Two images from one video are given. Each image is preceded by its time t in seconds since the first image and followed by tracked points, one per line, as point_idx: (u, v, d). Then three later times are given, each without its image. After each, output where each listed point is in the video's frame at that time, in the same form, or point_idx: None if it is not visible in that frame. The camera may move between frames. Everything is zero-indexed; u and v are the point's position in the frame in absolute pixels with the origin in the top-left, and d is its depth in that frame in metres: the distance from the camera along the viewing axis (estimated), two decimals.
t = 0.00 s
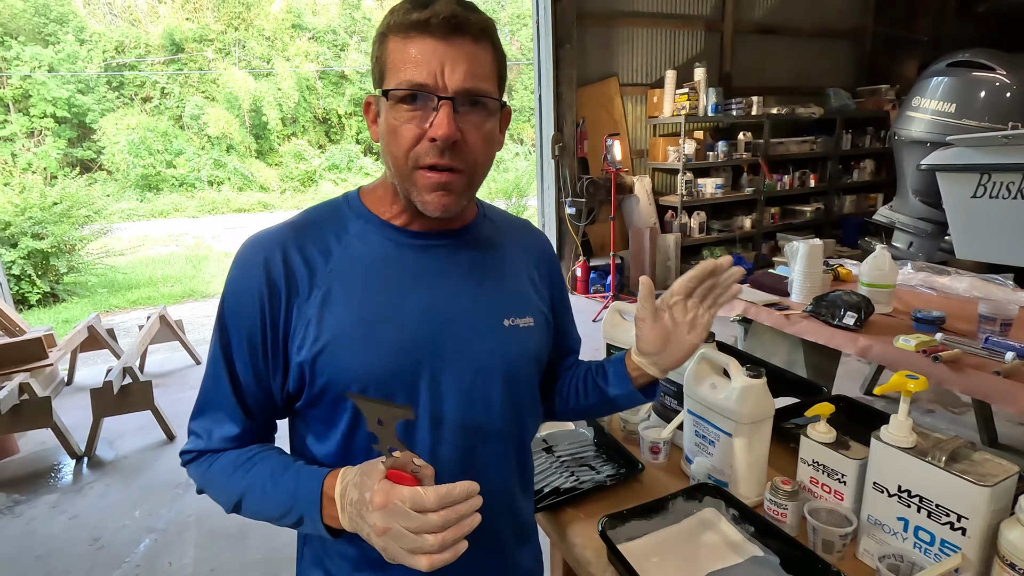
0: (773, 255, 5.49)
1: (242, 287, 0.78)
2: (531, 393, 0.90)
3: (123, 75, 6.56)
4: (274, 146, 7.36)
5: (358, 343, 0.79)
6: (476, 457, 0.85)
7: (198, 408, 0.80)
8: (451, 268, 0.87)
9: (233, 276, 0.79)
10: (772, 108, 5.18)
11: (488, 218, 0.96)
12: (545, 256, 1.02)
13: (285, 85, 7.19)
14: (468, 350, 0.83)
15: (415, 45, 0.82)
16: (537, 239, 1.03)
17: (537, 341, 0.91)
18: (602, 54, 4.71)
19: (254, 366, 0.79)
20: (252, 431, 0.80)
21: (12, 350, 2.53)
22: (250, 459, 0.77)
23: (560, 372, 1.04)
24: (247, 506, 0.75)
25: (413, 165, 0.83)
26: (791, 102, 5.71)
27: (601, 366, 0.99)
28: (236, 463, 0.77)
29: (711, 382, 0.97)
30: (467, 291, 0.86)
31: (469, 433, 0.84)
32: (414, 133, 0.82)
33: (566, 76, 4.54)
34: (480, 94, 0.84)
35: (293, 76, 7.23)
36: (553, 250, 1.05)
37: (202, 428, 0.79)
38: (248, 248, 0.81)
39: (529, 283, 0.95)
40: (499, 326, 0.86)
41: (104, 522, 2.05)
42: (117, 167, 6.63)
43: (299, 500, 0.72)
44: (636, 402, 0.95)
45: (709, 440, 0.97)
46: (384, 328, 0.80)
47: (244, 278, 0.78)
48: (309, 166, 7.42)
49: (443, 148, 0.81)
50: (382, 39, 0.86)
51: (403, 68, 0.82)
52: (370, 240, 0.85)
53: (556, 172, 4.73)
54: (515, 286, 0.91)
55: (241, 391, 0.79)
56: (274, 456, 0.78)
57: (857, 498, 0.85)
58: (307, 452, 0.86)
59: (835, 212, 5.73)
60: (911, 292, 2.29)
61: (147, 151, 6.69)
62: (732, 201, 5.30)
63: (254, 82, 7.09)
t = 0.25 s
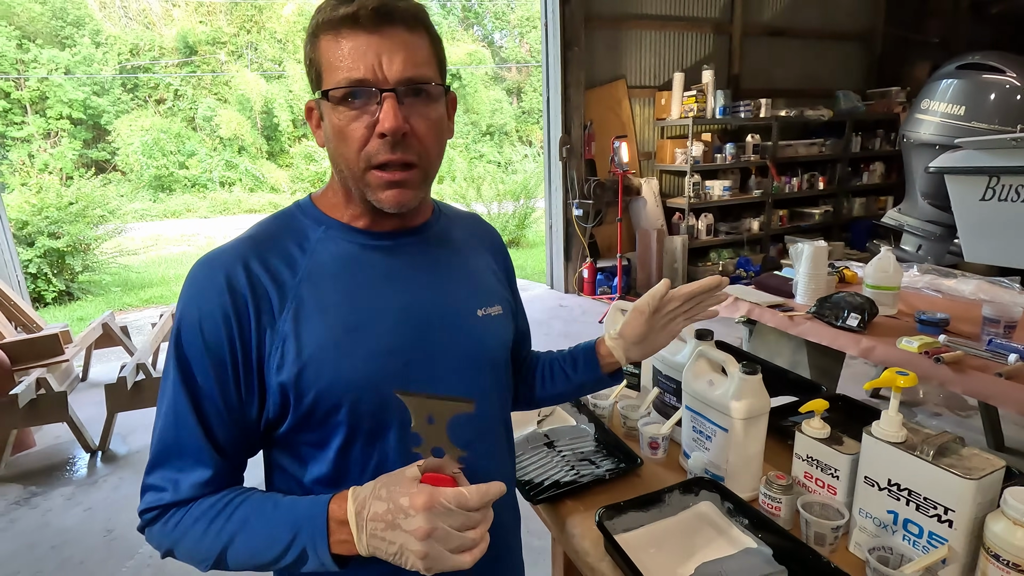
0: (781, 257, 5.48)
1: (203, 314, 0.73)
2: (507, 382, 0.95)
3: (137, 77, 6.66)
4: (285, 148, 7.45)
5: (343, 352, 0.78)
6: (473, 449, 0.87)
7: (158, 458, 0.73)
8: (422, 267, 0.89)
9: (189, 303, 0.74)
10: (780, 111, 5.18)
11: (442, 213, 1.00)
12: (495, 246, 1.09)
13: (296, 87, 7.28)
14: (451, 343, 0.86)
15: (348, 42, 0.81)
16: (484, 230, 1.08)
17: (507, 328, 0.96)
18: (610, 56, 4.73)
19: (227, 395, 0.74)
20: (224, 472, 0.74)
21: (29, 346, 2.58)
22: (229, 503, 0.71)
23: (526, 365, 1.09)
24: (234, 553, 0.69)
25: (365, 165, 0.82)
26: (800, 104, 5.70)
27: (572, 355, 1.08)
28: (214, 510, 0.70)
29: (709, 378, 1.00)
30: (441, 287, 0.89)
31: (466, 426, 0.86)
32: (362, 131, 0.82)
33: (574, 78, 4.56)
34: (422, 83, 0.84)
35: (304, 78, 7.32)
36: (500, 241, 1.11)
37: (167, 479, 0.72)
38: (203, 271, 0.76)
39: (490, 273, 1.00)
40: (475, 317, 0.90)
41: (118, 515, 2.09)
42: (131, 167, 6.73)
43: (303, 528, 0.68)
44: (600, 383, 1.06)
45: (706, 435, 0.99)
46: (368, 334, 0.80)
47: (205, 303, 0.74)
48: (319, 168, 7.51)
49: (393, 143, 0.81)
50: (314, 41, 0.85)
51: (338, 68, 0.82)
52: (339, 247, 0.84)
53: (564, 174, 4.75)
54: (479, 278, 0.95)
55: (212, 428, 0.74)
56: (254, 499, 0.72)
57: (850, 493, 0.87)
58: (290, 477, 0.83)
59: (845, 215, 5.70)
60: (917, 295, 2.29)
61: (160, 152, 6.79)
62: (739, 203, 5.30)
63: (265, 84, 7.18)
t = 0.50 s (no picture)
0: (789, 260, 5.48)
1: (156, 333, 0.72)
2: (465, 383, 1.00)
3: (151, 79, 6.77)
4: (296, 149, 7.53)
5: (311, 365, 0.81)
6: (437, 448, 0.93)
7: (108, 487, 0.70)
8: (385, 273, 0.92)
9: (141, 323, 0.72)
10: (788, 113, 5.19)
11: (399, 217, 1.03)
12: (453, 247, 1.13)
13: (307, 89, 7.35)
14: (416, 348, 0.91)
15: (305, 44, 0.81)
16: (439, 231, 1.11)
17: (466, 330, 1.01)
18: (617, 59, 4.76)
19: (188, 415, 0.74)
20: (187, 494, 0.73)
21: (45, 342, 2.65)
22: (192, 529, 0.69)
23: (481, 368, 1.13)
24: None
25: (326, 170, 0.83)
26: (809, 106, 5.70)
27: (505, 375, 1.10)
28: (174, 540, 0.68)
29: (702, 375, 1.02)
30: (404, 293, 0.93)
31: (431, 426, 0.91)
32: (324, 137, 0.82)
33: (581, 81, 4.60)
34: (383, 86, 0.85)
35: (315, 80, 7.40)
36: (456, 241, 1.15)
37: (122, 509, 0.69)
38: (156, 288, 0.75)
39: (448, 277, 1.04)
40: (438, 321, 0.95)
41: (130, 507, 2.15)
42: (144, 168, 6.83)
43: (278, 546, 0.67)
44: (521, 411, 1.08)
45: (699, 430, 1.02)
46: (334, 346, 0.83)
47: (160, 322, 0.73)
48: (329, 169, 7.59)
49: (355, 150, 0.82)
50: (267, 42, 0.84)
51: (294, 71, 0.81)
52: (299, 259, 0.86)
53: (570, 176, 4.78)
54: (439, 282, 1.00)
55: (170, 451, 0.73)
56: (221, 521, 0.71)
57: (837, 486, 0.89)
58: (256, 488, 0.84)
59: (853, 217, 5.68)
60: (920, 297, 2.30)
61: (173, 153, 6.90)
62: (747, 205, 5.31)
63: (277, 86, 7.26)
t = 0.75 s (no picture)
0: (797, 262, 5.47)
1: (127, 343, 0.73)
2: (440, 385, 1.03)
3: (164, 82, 6.87)
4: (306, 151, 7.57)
5: (283, 373, 0.82)
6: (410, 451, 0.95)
7: (75, 497, 0.71)
8: (360, 279, 0.93)
9: (111, 333, 0.73)
10: (795, 115, 5.18)
11: (376, 220, 1.04)
12: (431, 250, 1.14)
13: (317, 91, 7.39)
14: (391, 352, 0.92)
15: (282, 52, 0.82)
16: (416, 233, 1.13)
17: (441, 332, 1.03)
18: (624, 62, 4.79)
19: (160, 425, 0.75)
20: (157, 502, 0.74)
21: (61, 339, 2.72)
22: (165, 535, 0.71)
23: (456, 368, 1.16)
24: None
25: (307, 180, 0.85)
26: (817, 108, 5.69)
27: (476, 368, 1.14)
28: (144, 549, 0.69)
29: (696, 371, 1.06)
30: (379, 299, 0.94)
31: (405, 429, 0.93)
32: (305, 146, 0.84)
33: (587, 84, 4.63)
34: (363, 95, 0.87)
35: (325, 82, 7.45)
36: (435, 243, 1.16)
37: (92, 517, 0.70)
38: (126, 298, 0.75)
39: (424, 280, 1.06)
40: (412, 326, 0.97)
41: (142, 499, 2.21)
42: (156, 169, 6.93)
43: (250, 555, 0.68)
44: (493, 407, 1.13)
45: (692, 424, 1.05)
46: (307, 354, 0.84)
47: (130, 332, 0.73)
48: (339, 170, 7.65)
49: (336, 158, 0.84)
50: (243, 47, 0.84)
51: (271, 78, 0.83)
52: (272, 266, 0.86)
53: (576, 178, 4.81)
54: (415, 286, 1.01)
55: (141, 460, 0.73)
56: (195, 526, 0.72)
57: (825, 477, 0.92)
58: (230, 493, 0.85)
59: (861, 220, 5.66)
60: (922, 299, 2.31)
61: (185, 155, 6.97)
62: (753, 207, 5.31)
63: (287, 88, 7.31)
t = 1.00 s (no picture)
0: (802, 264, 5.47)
1: (128, 340, 0.77)
2: (435, 381, 1.04)
3: (174, 84, 6.95)
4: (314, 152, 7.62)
5: (274, 368, 0.85)
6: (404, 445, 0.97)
7: (86, 484, 0.76)
8: (352, 278, 0.96)
9: (115, 331, 0.78)
10: (800, 117, 5.18)
11: (373, 220, 1.06)
12: (429, 248, 1.15)
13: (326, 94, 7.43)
14: (381, 349, 0.94)
15: (260, 59, 0.86)
16: (415, 232, 1.15)
17: (437, 329, 1.05)
18: (629, 64, 4.81)
19: (159, 417, 0.79)
20: (157, 492, 0.79)
21: (73, 336, 2.78)
22: (165, 524, 0.75)
23: (456, 365, 1.19)
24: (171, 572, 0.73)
25: (292, 181, 0.88)
26: (823, 110, 5.69)
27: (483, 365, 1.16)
28: (145, 537, 0.74)
29: (689, 368, 1.09)
30: (370, 296, 0.96)
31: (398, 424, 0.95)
32: (286, 147, 0.87)
33: (592, 86, 4.65)
34: (340, 95, 0.90)
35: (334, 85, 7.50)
36: (434, 241, 1.18)
37: (100, 503, 0.75)
38: (128, 299, 0.80)
39: (420, 278, 1.07)
40: (404, 323, 0.98)
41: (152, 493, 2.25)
42: (166, 170, 7.02)
43: (241, 547, 0.72)
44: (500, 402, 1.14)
45: (685, 419, 1.08)
46: (298, 350, 0.87)
47: (131, 331, 0.78)
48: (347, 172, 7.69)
49: (317, 157, 0.87)
50: (226, 58, 0.89)
51: (251, 84, 0.87)
52: (265, 267, 0.90)
53: (581, 179, 4.84)
54: (409, 283, 1.03)
55: (143, 451, 0.78)
56: (192, 519, 0.77)
57: (814, 472, 0.95)
58: (229, 484, 0.89)
59: (866, 222, 5.66)
60: (922, 300, 2.32)
61: (195, 156, 7.05)
62: (758, 209, 5.32)
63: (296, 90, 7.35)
